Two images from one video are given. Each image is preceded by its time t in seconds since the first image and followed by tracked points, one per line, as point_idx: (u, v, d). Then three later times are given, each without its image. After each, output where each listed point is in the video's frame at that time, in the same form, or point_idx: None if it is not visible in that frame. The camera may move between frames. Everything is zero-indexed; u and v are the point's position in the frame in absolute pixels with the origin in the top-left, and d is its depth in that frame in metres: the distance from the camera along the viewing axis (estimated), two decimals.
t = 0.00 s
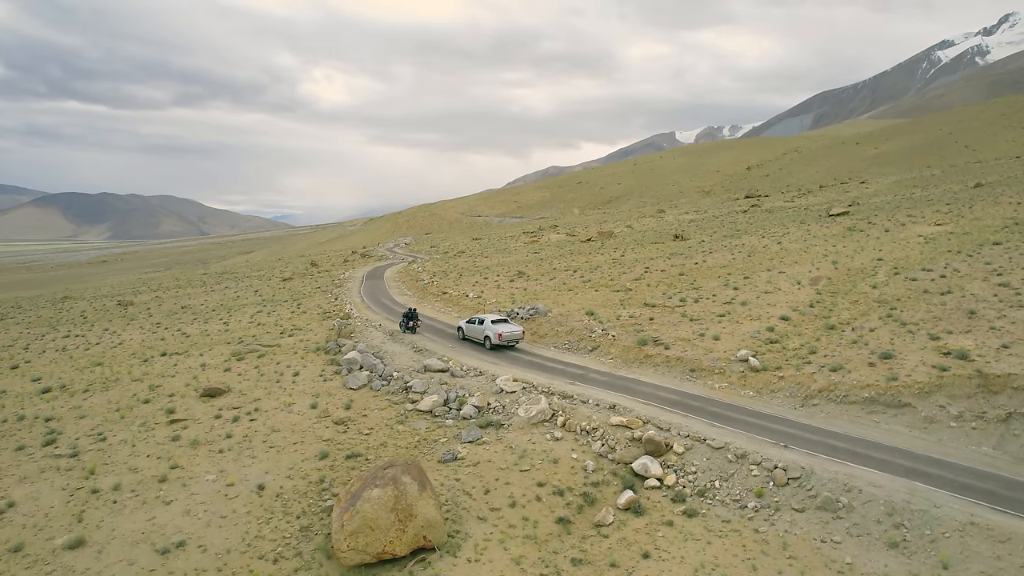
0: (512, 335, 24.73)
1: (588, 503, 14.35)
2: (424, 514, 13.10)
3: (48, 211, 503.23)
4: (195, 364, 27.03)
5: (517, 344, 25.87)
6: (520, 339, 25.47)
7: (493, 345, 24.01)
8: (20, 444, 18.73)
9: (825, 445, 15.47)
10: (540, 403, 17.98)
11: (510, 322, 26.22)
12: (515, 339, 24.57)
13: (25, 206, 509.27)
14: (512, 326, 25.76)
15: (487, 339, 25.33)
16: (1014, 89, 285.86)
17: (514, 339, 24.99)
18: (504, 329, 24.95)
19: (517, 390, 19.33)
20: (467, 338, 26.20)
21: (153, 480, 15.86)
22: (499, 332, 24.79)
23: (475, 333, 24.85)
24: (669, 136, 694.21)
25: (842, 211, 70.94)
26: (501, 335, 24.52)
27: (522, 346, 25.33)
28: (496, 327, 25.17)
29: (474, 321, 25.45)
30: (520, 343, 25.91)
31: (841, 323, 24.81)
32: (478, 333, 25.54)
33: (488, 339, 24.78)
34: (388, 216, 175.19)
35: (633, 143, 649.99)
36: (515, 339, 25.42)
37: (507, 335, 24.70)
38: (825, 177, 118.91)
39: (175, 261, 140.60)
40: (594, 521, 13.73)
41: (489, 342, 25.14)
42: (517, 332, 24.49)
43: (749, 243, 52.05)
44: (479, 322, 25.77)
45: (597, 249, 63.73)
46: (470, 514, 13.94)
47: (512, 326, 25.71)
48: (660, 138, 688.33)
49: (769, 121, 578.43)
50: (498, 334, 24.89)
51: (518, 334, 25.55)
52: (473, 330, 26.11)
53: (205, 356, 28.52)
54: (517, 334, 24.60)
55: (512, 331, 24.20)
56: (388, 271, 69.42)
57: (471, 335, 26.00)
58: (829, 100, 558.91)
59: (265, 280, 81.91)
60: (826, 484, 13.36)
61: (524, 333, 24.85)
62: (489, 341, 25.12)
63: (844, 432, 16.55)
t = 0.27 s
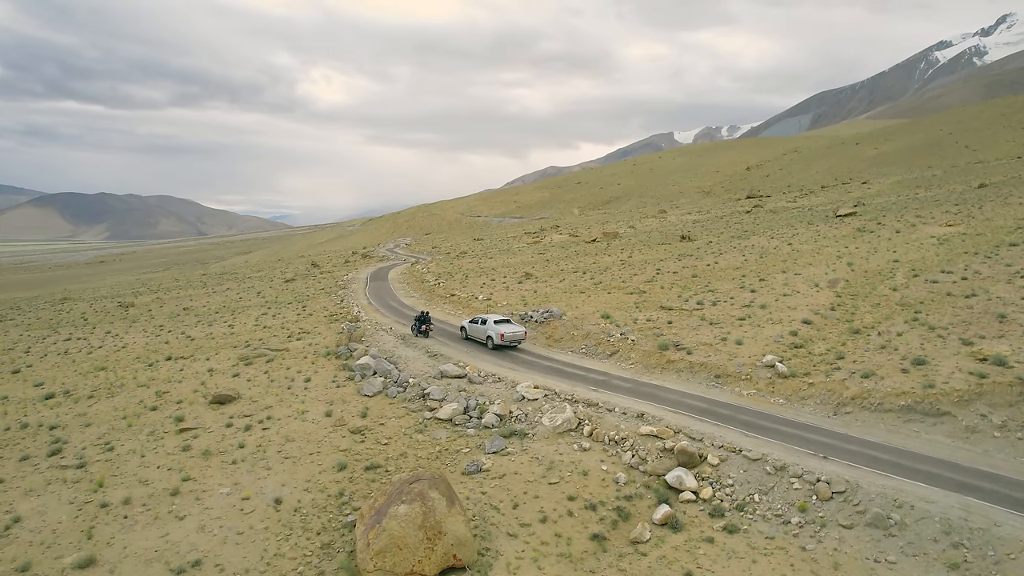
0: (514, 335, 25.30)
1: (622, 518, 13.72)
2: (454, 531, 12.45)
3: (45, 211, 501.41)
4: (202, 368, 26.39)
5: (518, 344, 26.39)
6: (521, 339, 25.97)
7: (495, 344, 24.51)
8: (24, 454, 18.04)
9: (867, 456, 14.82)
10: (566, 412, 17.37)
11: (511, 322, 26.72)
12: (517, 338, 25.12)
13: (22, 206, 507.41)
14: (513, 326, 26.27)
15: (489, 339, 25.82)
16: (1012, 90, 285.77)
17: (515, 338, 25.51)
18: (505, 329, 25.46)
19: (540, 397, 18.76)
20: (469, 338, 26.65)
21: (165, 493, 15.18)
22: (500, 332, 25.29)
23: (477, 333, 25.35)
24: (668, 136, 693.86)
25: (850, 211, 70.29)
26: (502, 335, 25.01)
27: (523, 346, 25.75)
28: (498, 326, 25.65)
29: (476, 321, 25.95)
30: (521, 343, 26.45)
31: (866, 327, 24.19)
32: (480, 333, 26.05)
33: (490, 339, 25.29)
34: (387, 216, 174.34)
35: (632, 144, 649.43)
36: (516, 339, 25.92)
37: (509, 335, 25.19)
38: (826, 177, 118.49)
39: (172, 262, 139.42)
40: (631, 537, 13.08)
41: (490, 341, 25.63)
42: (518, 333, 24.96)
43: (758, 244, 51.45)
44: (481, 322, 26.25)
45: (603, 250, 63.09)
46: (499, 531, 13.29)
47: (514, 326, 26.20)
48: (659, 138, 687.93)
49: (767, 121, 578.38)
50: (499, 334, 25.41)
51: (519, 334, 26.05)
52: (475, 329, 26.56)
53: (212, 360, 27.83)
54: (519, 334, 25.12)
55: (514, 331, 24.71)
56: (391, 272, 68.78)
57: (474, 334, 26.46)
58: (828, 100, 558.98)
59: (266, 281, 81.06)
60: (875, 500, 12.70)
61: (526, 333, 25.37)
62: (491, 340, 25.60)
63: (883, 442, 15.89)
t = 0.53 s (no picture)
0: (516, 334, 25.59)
1: (659, 536, 13.06)
2: (486, 551, 11.77)
3: (42, 211, 499.57)
4: (209, 373, 25.69)
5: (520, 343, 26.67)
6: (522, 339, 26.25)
7: (497, 344, 24.79)
8: (28, 466, 17.36)
9: (914, 469, 14.12)
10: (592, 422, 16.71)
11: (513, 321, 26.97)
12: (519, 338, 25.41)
13: (19, 207, 505.56)
14: (515, 326, 26.54)
15: (491, 339, 26.08)
16: (1009, 91, 285.95)
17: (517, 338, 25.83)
18: (507, 329, 25.75)
19: (565, 406, 18.13)
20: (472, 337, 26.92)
21: (177, 508, 14.49)
22: (502, 332, 25.58)
23: (479, 333, 25.63)
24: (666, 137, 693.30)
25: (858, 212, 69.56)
26: (504, 334, 25.31)
27: (524, 346, 25.86)
28: (500, 326, 25.94)
29: (479, 321, 26.20)
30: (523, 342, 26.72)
31: (892, 331, 23.51)
32: (483, 333, 26.36)
33: (492, 339, 25.60)
34: (387, 216, 173.50)
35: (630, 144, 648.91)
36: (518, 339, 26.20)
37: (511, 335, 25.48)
38: (826, 177, 118.03)
39: (171, 262, 138.39)
40: (670, 556, 12.42)
41: (493, 341, 25.91)
42: (521, 333, 25.14)
43: (768, 245, 50.77)
44: (483, 322, 26.51)
45: (609, 251, 62.39)
46: (532, 549, 12.62)
47: (515, 325, 26.48)
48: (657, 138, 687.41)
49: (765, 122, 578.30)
50: (501, 334, 25.69)
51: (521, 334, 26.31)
52: (478, 329, 26.84)
53: (218, 365, 27.08)
54: (521, 333, 25.41)
55: (515, 331, 25.03)
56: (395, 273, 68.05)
57: (476, 334, 26.72)
58: (826, 101, 558.87)
59: (266, 282, 80.25)
60: (929, 518, 12.03)
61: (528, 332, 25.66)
62: (494, 340, 25.89)
63: (925, 452, 15.20)
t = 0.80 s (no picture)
0: (518, 335, 25.82)
1: (707, 558, 12.24)
2: None
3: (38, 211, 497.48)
4: (217, 380, 24.83)
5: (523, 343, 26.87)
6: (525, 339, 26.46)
7: (500, 344, 25.05)
8: (32, 481, 16.50)
9: (974, 487, 13.30)
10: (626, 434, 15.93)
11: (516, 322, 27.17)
12: (521, 338, 25.66)
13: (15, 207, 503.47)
14: (518, 326, 26.75)
15: (494, 338, 26.29)
16: (1007, 92, 285.77)
17: (520, 338, 26.04)
18: (510, 329, 25.96)
19: (594, 417, 17.38)
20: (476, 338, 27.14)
21: (192, 528, 13.66)
22: (505, 332, 25.81)
23: (482, 333, 25.87)
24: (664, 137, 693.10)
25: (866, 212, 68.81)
26: (507, 335, 25.54)
27: (527, 345, 26.18)
28: (503, 326, 26.15)
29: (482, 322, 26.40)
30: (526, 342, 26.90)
31: (925, 336, 22.71)
32: (486, 333, 26.59)
33: (495, 339, 25.85)
34: (386, 217, 172.48)
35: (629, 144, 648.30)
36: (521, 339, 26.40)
37: (514, 335, 25.73)
38: (828, 177, 117.33)
39: (169, 263, 137.13)
40: None
41: (496, 341, 26.13)
42: (523, 333, 25.36)
43: (778, 247, 49.97)
44: (487, 322, 26.71)
45: (616, 252, 61.53)
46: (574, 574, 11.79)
47: (518, 325, 26.70)
48: (656, 138, 687.23)
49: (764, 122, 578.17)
50: (504, 334, 25.89)
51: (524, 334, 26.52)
52: (481, 329, 27.02)
53: (226, 371, 26.24)
54: (523, 334, 25.61)
55: (518, 331, 25.25)
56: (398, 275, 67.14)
57: (480, 334, 26.93)
58: (825, 101, 558.77)
59: (267, 283, 79.28)
60: (1001, 542, 11.22)
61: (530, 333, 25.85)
62: (496, 340, 26.10)
63: (980, 467, 14.38)
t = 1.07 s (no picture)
0: (520, 334, 26.07)
1: None
2: None
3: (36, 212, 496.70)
4: (224, 386, 24.07)
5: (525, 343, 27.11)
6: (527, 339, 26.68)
7: (502, 344, 25.20)
8: (34, 495, 15.75)
9: None
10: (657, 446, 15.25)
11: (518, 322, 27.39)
12: (523, 338, 25.88)
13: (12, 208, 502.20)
14: (520, 326, 27.02)
15: (496, 338, 26.49)
16: (1005, 93, 285.52)
17: (521, 338, 26.27)
18: (511, 330, 26.20)
19: (621, 427, 16.69)
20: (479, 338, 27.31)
21: (205, 548, 12.93)
22: (506, 332, 26.04)
23: (485, 333, 26.11)
24: (662, 137, 692.85)
25: (873, 213, 68.14)
26: (509, 335, 25.74)
27: (529, 345, 26.44)
28: (505, 327, 26.40)
29: (484, 322, 26.69)
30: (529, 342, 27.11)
31: (955, 341, 21.99)
32: (488, 333, 26.76)
33: (498, 339, 26.08)
34: (384, 217, 171.66)
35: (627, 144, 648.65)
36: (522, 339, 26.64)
37: (514, 335, 26.03)
38: (831, 177, 116.71)
39: (167, 264, 136.18)
40: None
41: (498, 340, 26.33)
42: (525, 334, 25.64)
43: (788, 249, 49.26)
44: (489, 323, 26.98)
45: (622, 254, 60.79)
46: None
47: (520, 326, 26.93)
48: (655, 138, 686.85)
49: (762, 122, 578.14)
50: (506, 334, 26.11)
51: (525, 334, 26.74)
52: (484, 329, 27.17)
53: (232, 377, 25.48)
54: (524, 333, 25.83)
55: (520, 331, 25.42)
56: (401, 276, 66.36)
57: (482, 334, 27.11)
58: (823, 101, 559.12)
59: (267, 285, 78.45)
60: None
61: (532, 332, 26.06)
62: (498, 340, 26.30)
63: None
